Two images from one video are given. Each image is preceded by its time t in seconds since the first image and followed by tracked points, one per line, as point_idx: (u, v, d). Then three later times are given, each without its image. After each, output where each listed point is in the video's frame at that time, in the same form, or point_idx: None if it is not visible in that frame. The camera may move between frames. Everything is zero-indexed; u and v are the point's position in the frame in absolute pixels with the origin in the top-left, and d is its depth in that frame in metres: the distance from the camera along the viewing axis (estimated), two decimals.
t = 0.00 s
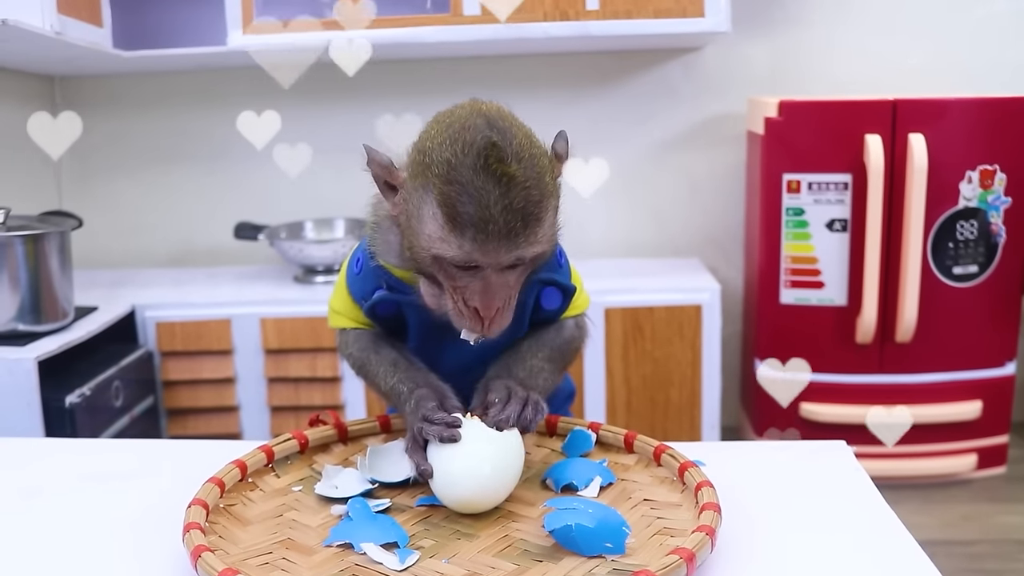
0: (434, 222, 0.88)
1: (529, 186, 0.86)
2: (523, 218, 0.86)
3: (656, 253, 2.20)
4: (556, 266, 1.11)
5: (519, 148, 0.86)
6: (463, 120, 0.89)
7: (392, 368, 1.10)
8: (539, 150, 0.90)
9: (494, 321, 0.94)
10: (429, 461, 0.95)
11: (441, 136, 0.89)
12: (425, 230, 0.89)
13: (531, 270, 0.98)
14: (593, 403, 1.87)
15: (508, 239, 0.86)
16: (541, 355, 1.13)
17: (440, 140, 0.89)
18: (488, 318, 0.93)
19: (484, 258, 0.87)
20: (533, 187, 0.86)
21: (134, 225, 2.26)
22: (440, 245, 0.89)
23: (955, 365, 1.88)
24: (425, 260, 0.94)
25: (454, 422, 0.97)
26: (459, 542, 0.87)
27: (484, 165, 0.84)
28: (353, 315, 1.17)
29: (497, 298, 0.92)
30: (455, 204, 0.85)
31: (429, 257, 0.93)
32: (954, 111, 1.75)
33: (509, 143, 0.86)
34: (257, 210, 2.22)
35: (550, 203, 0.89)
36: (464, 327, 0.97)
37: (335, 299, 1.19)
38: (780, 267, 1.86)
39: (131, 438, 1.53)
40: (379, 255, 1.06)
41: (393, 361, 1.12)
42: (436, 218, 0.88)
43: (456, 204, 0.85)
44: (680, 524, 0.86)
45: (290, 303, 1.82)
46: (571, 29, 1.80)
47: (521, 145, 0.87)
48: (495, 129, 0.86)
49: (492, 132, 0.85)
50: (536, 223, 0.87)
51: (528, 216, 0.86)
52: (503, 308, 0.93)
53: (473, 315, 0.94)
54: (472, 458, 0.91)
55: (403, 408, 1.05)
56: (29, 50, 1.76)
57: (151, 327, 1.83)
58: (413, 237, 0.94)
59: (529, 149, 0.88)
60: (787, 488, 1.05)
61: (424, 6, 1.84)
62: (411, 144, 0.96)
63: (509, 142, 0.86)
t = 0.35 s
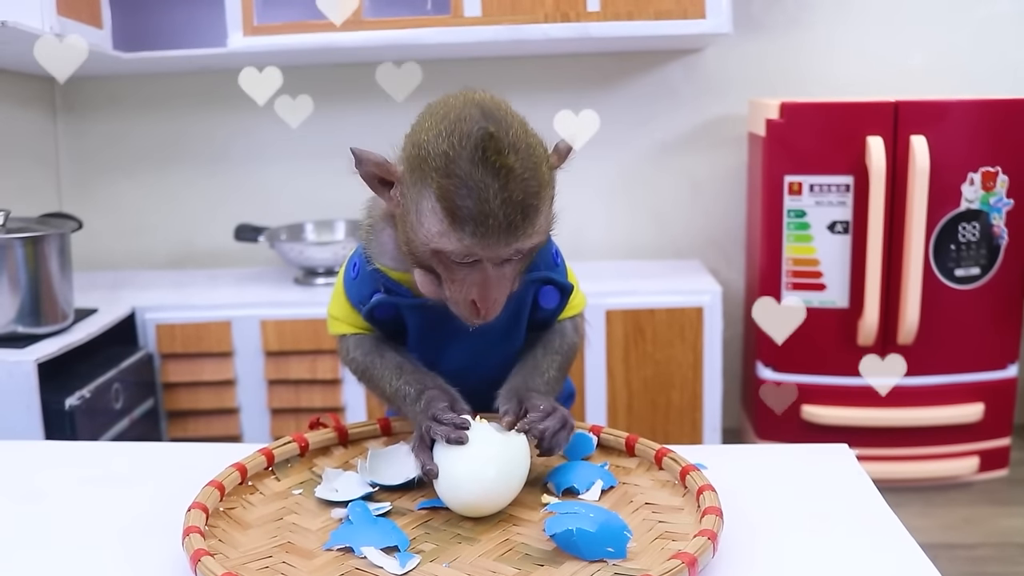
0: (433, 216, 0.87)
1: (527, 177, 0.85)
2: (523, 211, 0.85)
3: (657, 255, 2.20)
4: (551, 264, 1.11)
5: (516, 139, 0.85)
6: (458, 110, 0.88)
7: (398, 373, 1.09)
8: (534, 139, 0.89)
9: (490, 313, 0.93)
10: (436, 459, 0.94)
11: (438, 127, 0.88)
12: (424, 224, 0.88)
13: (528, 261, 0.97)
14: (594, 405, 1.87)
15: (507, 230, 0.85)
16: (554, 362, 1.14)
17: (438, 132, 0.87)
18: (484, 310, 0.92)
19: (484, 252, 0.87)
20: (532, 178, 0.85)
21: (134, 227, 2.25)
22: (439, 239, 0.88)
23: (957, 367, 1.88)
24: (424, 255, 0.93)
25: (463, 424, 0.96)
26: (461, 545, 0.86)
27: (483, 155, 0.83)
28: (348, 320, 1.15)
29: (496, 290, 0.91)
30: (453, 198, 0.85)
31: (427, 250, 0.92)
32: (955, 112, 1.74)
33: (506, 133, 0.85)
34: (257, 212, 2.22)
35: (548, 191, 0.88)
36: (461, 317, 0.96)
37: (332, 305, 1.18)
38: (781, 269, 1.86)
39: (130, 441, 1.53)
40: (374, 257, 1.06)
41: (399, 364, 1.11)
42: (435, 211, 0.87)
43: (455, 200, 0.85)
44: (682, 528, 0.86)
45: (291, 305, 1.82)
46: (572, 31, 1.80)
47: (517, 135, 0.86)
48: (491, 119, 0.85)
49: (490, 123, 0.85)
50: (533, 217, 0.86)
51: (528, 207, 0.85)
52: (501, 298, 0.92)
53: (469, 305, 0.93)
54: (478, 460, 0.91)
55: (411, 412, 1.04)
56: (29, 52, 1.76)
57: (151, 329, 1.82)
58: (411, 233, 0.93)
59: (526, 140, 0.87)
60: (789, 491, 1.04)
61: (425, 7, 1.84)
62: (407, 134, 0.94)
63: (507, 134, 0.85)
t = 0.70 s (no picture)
0: (443, 227, 0.87)
1: (539, 192, 0.85)
2: (535, 225, 0.85)
3: (661, 256, 2.20)
4: (556, 274, 1.11)
5: (528, 154, 0.86)
6: (471, 124, 0.88)
7: (390, 386, 1.11)
8: (545, 154, 0.89)
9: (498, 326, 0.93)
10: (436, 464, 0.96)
11: (449, 142, 0.88)
12: (434, 234, 0.88)
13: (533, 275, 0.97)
14: (599, 407, 1.86)
15: (519, 243, 0.85)
16: (564, 375, 1.16)
17: (450, 146, 0.87)
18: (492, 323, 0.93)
19: (494, 266, 0.86)
20: (544, 194, 0.85)
21: (138, 228, 2.26)
22: (448, 250, 0.87)
23: (960, 370, 1.88)
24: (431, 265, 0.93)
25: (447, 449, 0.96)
26: (466, 554, 0.86)
27: (495, 168, 0.83)
28: (356, 331, 1.16)
29: (503, 304, 0.91)
30: (465, 210, 0.84)
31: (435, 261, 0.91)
32: (960, 115, 1.74)
33: (518, 148, 0.85)
34: (261, 213, 2.22)
35: (558, 207, 0.88)
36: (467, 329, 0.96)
37: (339, 314, 1.18)
38: (786, 271, 1.86)
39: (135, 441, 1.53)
40: (379, 265, 1.06)
41: (390, 380, 1.12)
42: (445, 223, 0.86)
43: (467, 215, 0.84)
44: (688, 534, 0.86)
45: (295, 306, 1.82)
46: (577, 32, 1.80)
47: (530, 150, 0.86)
48: (505, 132, 0.86)
49: (503, 138, 0.85)
50: (543, 233, 0.86)
51: (539, 222, 0.85)
52: (507, 312, 0.92)
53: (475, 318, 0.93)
54: (479, 470, 0.91)
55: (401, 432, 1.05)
56: (34, 53, 1.76)
57: (155, 330, 1.83)
58: (419, 242, 0.93)
59: (537, 155, 0.87)
60: (794, 494, 1.04)
61: (430, 9, 1.84)
62: (419, 144, 0.94)
63: (519, 150, 0.85)
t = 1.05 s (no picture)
0: (417, 187, 0.92)
1: (496, 127, 0.90)
2: (496, 151, 0.89)
3: (662, 258, 2.20)
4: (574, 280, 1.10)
5: (487, 106, 0.92)
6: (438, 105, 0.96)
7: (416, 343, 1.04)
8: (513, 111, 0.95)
9: (503, 277, 0.92)
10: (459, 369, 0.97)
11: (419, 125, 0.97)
12: (412, 197, 0.93)
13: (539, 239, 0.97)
14: (600, 410, 1.86)
15: (481, 167, 0.88)
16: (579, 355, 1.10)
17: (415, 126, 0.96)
18: (495, 274, 0.92)
19: (467, 198, 0.89)
20: (502, 129, 0.90)
21: (138, 230, 2.26)
22: (426, 204, 0.91)
23: (962, 372, 1.88)
24: (426, 242, 0.96)
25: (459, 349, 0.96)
26: (468, 556, 0.86)
27: (450, 117, 0.90)
28: (370, 324, 1.11)
29: (498, 252, 0.92)
30: (426, 158, 0.90)
31: (427, 233, 0.95)
32: (961, 117, 1.74)
33: (475, 102, 0.92)
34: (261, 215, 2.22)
35: (529, 144, 0.91)
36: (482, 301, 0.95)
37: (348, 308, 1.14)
38: (787, 274, 1.86)
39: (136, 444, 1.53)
40: (397, 264, 1.05)
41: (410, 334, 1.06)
42: (416, 181, 0.91)
43: (427, 158, 0.90)
44: (690, 537, 0.86)
45: (296, 309, 1.82)
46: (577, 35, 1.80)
47: (488, 103, 0.93)
48: (463, 98, 0.94)
49: (460, 101, 0.93)
50: (512, 161, 0.89)
51: (502, 148, 0.89)
52: (508, 260, 0.92)
53: (480, 276, 0.92)
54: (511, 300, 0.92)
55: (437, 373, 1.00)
56: (36, 56, 1.76)
57: (156, 332, 1.83)
58: (411, 222, 0.97)
59: (499, 107, 0.93)
60: (795, 496, 1.04)
61: (430, 11, 1.84)
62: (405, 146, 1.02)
63: (475, 104, 0.92)
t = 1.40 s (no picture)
0: (436, 139, 0.95)
1: (521, 97, 0.94)
2: (518, 120, 0.92)
3: (662, 262, 2.19)
4: (571, 269, 1.10)
5: (514, 72, 0.96)
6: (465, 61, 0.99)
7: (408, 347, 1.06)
8: (538, 84, 0.99)
9: (504, 244, 0.96)
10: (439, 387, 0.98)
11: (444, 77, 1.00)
12: (429, 147, 0.96)
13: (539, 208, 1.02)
14: (600, 415, 1.86)
15: (501, 136, 0.92)
16: (574, 358, 1.10)
17: (438, 78, 0.99)
18: (496, 241, 0.96)
19: (483, 161, 0.93)
20: (528, 99, 0.94)
21: (138, 233, 2.25)
22: (443, 158, 0.95)
23: (963, 377, 1.87)
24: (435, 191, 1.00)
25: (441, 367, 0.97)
26: (467, 563, 0.86)
27: (477, 77, 0.93)
28: (370, 309, 1.12)
29: (502, 218, 0.96)
30: (451, 114, 0.93)
31: (436, 182, 0.99)
32: (962, 122, 1.74)
33: (503, 66, 0.96)
34: (261, 218, 2.22)
35: (546, 118, 0.95)
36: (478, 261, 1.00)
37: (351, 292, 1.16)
38: (787, 279, 1.86)
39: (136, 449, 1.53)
40: (399, 245, 1.09)
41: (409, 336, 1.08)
42: (436, 133, 0.95)
43: (451, 114, 0.93)
44: (690, 544, 0.85)
45: (295, 313, 1.82)
46: (578, 39, 1.80)
47: (515, 70, 0.96)
48: (492, 59, 0.97)
49: (488, 58, 0.97)
50: (529, 133, 0.93)
51: (523, 119, 0.93)
52: (510, 229, 0.96)
53: (480, 239, 0.96)
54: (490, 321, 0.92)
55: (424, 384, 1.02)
56: (35, 59, 1.76)
57: (156, 336, 1.83)
58: (421, 170, 1.01)
59: (525, 77, 0.96)
60: (795, 502, 1.04)
61: (431, 15, 1.83)
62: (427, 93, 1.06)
63: (503, 66, 0.96)
